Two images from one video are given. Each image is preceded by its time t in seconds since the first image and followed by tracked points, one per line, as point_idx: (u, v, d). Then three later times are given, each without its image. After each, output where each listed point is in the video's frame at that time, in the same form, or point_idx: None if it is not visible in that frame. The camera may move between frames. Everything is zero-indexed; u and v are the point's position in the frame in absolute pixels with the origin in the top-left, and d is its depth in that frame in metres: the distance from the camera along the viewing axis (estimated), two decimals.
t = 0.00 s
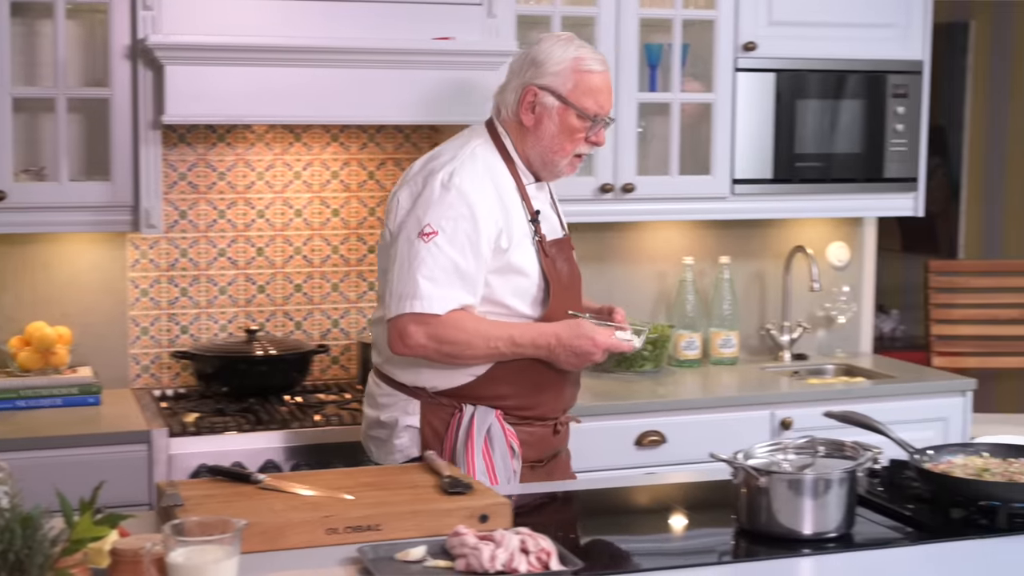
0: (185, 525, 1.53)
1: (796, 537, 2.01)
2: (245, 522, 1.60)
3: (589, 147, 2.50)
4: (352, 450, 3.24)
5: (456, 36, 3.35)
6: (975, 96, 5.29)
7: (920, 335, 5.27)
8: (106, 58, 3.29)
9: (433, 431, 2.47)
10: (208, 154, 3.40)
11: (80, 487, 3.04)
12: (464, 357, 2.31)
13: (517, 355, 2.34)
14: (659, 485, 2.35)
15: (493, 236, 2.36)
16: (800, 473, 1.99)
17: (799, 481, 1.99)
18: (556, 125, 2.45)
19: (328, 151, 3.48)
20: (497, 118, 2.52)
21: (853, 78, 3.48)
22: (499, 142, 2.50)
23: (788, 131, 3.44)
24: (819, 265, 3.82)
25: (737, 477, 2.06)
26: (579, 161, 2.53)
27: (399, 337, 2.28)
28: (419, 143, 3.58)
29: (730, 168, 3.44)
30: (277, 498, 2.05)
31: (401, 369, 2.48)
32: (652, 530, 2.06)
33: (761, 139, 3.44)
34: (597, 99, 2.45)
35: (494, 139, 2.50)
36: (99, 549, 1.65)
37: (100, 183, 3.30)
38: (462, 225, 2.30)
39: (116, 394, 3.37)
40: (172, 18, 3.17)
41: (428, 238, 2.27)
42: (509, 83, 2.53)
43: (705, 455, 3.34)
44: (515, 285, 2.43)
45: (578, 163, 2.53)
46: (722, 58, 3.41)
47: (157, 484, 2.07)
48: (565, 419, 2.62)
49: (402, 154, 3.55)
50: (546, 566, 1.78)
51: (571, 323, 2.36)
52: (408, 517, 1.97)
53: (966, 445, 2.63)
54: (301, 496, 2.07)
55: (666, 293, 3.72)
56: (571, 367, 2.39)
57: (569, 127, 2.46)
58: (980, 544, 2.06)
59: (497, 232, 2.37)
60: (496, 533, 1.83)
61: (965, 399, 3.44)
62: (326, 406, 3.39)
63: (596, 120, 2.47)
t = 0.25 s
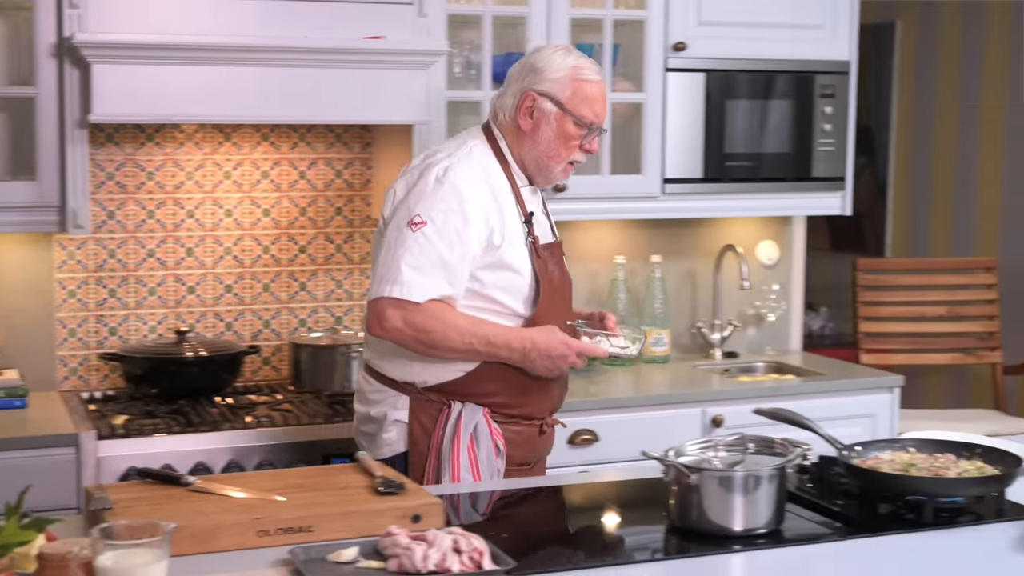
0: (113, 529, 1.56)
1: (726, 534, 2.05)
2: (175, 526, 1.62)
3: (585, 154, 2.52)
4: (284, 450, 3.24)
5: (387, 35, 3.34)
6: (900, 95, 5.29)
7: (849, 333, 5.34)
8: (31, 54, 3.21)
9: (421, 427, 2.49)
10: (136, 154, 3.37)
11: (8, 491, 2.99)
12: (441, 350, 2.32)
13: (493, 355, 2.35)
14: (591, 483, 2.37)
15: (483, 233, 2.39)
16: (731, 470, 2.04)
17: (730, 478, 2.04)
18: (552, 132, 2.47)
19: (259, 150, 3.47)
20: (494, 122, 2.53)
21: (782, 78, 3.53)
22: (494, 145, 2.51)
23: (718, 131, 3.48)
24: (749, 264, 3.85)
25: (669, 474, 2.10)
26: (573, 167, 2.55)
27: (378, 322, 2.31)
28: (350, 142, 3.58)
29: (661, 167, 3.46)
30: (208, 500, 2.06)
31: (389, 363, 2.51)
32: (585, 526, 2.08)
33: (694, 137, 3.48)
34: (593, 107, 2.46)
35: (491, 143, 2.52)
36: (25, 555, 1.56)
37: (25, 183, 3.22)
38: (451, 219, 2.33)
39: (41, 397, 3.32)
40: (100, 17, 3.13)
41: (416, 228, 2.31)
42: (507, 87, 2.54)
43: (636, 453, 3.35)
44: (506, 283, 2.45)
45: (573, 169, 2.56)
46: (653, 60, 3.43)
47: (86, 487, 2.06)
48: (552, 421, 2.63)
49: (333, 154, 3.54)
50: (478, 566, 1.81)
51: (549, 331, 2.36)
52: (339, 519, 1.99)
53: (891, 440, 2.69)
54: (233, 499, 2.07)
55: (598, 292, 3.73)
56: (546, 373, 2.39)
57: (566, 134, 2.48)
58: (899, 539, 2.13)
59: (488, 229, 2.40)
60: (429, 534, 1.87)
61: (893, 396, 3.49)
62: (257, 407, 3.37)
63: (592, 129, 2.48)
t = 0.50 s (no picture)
0: (36, 534, 1.60)
1: (654, 531, 2.07)
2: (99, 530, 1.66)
3: (566, 152, 2.68)
4: (210, 451, 3.20)
5: (314, 33, 3.30)
6: (825, 96, 5.30)
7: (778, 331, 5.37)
8: None
9: (403, 415, 2.64)
10: (59, 154, 3.33)
11: None
12: (412, 333, 2.48)
13: (464, 339, 2.50)
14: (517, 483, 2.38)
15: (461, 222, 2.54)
16: (659, 468, 2.06)
17: (658, 475, 2.06)
18: (536, 127, 2.62)
19: (185, 150, 3.45)
20: (480, 118, 2.68)
21: (709, 78, 3.57)
22: (481, 140, 2.66)
23: (645, 132, 3.50)
24: (677, 263, 3.89)
25: (597, 473, 2.11)
26: (554, 164, 2.70)
27: (353, 302, 2.48)
28: (277, 142, 3.57)
29: (589, 168, 3.47)
30: (134, 503, 2.04)
31: (372, 352, 2.65)
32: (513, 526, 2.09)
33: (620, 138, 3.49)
34: (576, 107, 2.63)
35: (477, 138, 2.66)
36: None
37: None
38: (429, 207, 2.48)
39: None
40: (22, 14, 3.02)
41: (393, 214, 2.47)
42: (495, 84, 2.69)
43: (564, 452, 3.35)
44: (484, 272, 2.59)
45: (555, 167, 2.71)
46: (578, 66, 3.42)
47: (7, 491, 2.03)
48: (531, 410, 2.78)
49: (260, 154, 3.53)
50: (408, 566, 1.83)
51: (518, 317, 2.51)
52: (268, 520, 1.98)
53: (817, 436, 2.70)
54: (159, 501, 2.06)
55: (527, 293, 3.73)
56: (517, 356, 2.53)
57: (548, 130, 2.63)
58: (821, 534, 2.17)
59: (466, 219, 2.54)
60: (358, 533, 1.87)
61: (818, 392, 3.52)
62: (184, 409, 3.33)
63: (574, 128, 2.64)
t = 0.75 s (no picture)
0: None
1: (593, 529, 2.07)
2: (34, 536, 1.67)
3: (542, 154, 2.66)
4: (142, 454, 3.16)
5: (250, 33, 3.25)
6: (760, 94, 5.34)
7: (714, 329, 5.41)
8: None
9: (368, 413, 2.66)
10: None
11: None
12: (380, 331, 2.49)
13: (433, 336, 2.50)
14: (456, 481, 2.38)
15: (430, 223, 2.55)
16: (597, 467, 2.06)
17: (596, 474, 2.06)
18: (510, 128, 2.62)
19: (119, 150, 3.42)
20: (458, 116, 2.68)
21: (644, 78, 3.64)
22: (456, 139, 2.67)
23: (583, 132, 3.56)
24: (614, 262, 3.92)
25: (536, 472, 2.11)
26: (530, 166, 2.69)
27: (321, 303, 2.50)
28: (213, 142, 3.56)
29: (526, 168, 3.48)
30: (67, 508, 2.01)
31: (342, 350, 2.66)
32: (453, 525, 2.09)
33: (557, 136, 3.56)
34: (553, 108, 2.60)
35: (453, 137, 2.67)
36: None
37: None
38: (398, 207, 2.49)
39: None
40: None
41: (362, 215, 2.48)
42: (474, 84, 2.69)
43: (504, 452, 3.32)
44: (452, 273, 2.61)
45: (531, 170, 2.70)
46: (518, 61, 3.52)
47: None
48: (500, 411, 2.78)
49: (195, 154, 3.52)
50: (346, 567, 1.80)
51: (487, 311, 2.49)
52: (205, 522, 1.96)
53: (753, 432, 2.67)
54: (94, 505, 2.03)
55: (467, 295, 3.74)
56: (486, 351, 2.52)
57: (522, 132, 2.62)
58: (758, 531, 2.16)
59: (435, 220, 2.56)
60: (296, 535, 1.85)
61: (755, 390, 3.55)
62: (119, 411, 3.29)
63: (549, 129, 2.62)
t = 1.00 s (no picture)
0: None
1: (552, 528, 2.06)
2: None
3: (514, 153, 2.63)
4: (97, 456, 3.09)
5: (206, 32, 3.23)
6: (718, 94, 5.51)
7: (671, 327, 5.60)
8: None
9: (367, 423, 2.66)
10: None
11: None
12: (371, 351, 2.48)
13: (425, 348, 2.49)
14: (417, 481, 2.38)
15: (409, 236, 2.55)
16: (556, 466, 2.05)
17: (555, 473, 2.04)
18: (479, 128, 2.59)
19: (73, 150, 3.41)
20: (430, 119, 2.68)
21: (602, 78, 3.68)
22: (429, 142, 2.66)
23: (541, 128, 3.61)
24: (572, 261, 3.94)
25: (495, 471, 2.09)
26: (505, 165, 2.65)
27: (308, 331, 2.49)
28: (168, 141, 3.55)
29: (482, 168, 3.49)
30: (23, 510, 1.99)
31: (339, 366, 2.67)
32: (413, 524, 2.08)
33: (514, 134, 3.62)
34: (520, 105, 2.57)
35: (425, 141, 2.66)
36: None
37: None
38: (376, 224, 2.49)
39: None
40: None
41: (340, 236, 2.48)
42: (441, 86, 2.67)
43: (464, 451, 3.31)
44: (436, 282, 2.61)
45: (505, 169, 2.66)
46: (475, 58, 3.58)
47: None
48: (501, 410, 2.79)
49: (151, 154, 3.52)
50: (305, 569, 1.79)
51: (479, 319, 2.46)
52: (162, 524, 1.95)
53: (711, 431, 2.60)
54: (49, 508, 2.02)
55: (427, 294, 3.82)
56: (483, 358, 2.49)
57: (490, 132, 2.59)
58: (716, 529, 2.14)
59: (415, 232, 2.56)
60: (254, 536, 1.84)
61: (712, 388, 3.57)
62: (75, 413, 3.25)
63: (518, 127, 2.58)
